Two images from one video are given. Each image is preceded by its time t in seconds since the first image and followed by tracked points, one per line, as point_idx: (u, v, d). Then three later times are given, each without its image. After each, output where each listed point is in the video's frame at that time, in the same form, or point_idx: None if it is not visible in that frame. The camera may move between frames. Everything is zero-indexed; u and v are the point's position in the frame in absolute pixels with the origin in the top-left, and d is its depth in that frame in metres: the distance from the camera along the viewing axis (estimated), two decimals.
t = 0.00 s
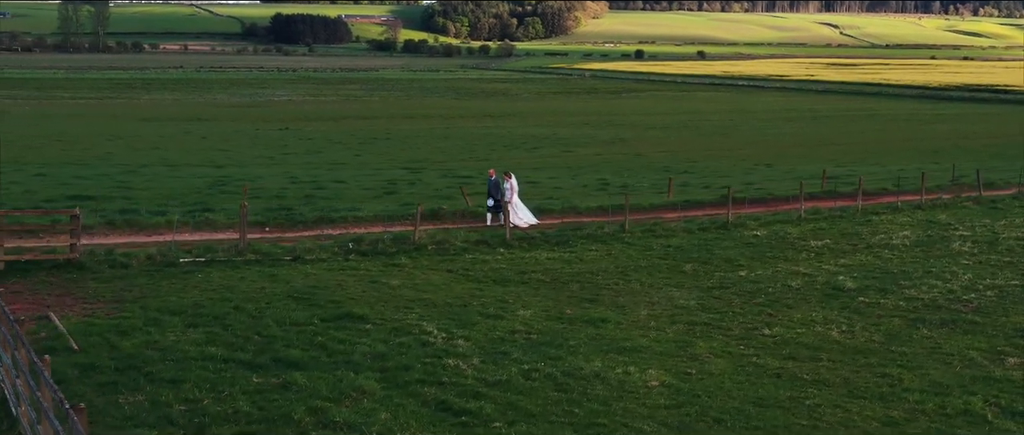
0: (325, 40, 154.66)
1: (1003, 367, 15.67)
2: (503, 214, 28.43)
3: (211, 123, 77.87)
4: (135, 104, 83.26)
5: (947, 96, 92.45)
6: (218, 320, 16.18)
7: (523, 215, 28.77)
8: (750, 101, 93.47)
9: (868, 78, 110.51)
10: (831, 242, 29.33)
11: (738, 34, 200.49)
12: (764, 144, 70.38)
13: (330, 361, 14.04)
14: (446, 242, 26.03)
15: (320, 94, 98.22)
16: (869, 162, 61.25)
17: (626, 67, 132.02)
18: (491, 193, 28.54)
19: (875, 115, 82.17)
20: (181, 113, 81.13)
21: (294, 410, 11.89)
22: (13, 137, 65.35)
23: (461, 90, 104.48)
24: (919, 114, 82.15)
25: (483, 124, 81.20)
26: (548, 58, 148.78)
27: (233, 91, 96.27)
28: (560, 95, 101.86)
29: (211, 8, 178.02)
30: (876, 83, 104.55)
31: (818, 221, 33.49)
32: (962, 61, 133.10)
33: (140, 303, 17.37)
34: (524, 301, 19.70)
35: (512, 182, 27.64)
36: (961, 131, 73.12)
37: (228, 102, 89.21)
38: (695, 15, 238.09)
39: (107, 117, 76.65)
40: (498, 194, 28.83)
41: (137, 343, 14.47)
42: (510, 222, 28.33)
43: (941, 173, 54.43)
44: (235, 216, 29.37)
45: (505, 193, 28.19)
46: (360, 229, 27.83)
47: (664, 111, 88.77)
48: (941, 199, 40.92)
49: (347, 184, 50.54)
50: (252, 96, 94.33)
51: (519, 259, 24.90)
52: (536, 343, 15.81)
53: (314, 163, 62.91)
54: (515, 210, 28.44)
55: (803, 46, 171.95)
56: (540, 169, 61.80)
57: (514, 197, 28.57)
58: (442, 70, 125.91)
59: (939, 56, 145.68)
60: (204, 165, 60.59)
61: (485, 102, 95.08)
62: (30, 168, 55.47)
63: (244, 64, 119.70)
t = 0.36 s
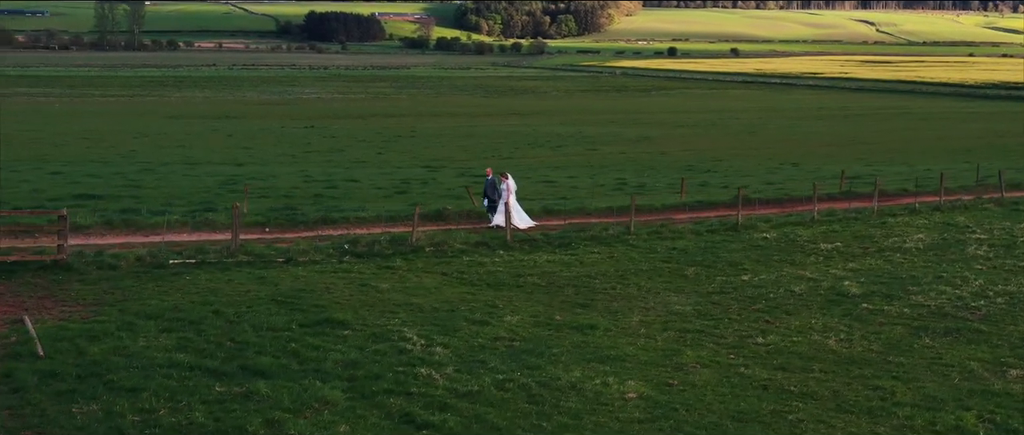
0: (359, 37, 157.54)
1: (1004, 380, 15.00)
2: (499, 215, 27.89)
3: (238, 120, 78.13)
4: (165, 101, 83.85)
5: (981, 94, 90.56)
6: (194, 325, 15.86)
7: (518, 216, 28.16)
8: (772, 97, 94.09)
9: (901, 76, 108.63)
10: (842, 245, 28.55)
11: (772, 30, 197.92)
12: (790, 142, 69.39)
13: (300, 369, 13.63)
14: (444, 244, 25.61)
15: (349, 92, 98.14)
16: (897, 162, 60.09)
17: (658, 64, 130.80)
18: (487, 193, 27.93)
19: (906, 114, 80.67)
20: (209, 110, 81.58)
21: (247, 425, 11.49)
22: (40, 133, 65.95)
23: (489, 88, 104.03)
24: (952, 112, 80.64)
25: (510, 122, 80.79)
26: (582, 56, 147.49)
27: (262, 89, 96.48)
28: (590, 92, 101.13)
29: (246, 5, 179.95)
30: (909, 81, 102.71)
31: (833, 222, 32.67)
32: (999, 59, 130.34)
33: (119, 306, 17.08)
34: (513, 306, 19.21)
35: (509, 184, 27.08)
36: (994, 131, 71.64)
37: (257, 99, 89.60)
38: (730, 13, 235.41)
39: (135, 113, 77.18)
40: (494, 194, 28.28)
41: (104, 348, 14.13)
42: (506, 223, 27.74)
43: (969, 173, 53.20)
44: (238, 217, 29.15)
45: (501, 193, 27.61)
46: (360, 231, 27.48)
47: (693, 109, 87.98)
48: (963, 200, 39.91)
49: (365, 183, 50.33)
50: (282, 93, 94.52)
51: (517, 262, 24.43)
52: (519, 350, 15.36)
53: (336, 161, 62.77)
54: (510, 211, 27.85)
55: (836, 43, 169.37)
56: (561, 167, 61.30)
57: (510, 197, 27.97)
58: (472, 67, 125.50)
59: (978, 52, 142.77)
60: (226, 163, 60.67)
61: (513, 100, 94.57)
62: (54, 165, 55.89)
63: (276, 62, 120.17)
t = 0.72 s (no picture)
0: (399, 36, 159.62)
1: (1006, 394, 14.34)
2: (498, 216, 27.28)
3: (271, 117, 78.37)
4: (202, 98, 84.46)
5: None
6: (172, 328, 15.59)
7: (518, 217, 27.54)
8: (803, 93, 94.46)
9: (944, 73, 105.99)
10: (858, 249, 27.76)
11: (814, 26, 194.64)
12: (824, 141, 68.16)
13: (269, 376, 13.29)
14: (446, 246, 25.22)
15: (384, 89, 98.12)
16: (934, 162, 58.66)
17: (697, 62, 129.09)
18: (486, 194, 27.37)
19: (945, 113, 78.85)
20: (243, 107, 82.05)
21: None
22: (72, 130, 66.59)
23: (525, 86, 103.52)
24: (993, 111, 78.77)
25: (542, 120, 80.20)
26: (620, 53, 145.81)
27: (299, 86, 96.77)
28: (625, 90, 100.29)
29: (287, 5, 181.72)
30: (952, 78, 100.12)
31: (852, 224, 31.86)
32: None
33: (101, 308, 16.87)
34: (506, 311, 18.77)
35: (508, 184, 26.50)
36: None
37: (292, 97, 89.73)
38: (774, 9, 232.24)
39: (171, 110, 77.82)
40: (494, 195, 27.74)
41: (74, 353, 13.88)
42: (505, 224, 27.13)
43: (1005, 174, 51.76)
44: (245, 216, 28.99)
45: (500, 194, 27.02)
46: (364, 231, 27.17)
47: (727, 107, 86.89)
48: (992, 202, 38.77)
49: (389, 183, 50.09)
50: (318, 91, 94.77)
51: (518, 265, 23.99)
52: (501, 358, 14.95)
53: (363, 159, 62.61)
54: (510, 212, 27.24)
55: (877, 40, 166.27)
56: (588, 166, 60.73)
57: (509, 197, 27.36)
58: (510, 65, 125.03)
59: None
60: (254, 160, 60.79)
61: (548, 98, 93.99)
62: (82, 162, 56.33)
63: (314, 60, 120.88)
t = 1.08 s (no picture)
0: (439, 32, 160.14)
1: (1004, 408, 13.73)
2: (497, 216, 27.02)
3: (304, 112, 78.51)
4: (238, 93, 84.85)
5: None
6: (150, 330, 15.35)
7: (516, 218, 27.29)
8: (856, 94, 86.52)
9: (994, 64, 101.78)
10: (873, 251, 26.99)
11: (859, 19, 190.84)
12: (858, 139, 66.96)
13: (238, 381, 12.99)
14: (448, 246, 24.88)
15: (419, 85, 97.99)
16: (971, 161, 57.26)
17: (738, 57, 124.35)
18: (486, 193, 27.14)
19: (986, 110, 77.07)
20: (277, 103, 82.36)
21: None
22: (105, 124, 67.25)
23: (560, 82, 102.92)
24: None
25: (574, 117, 79.51)
26: (661, 50, 142.41)
27: (336, 82, 97.01)
28: (661, 86, 99.31)
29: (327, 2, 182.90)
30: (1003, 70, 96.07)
31: (870, 225, 31.08)
32: None
33: (83, 308, 16.71)
34: (497, 315, 18.37)
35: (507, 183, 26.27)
36: None
37: (328, 93, 89.60)
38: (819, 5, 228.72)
39: (206, 105, 78.30)
40: (493, 194, 27.53)
41: (42, 356, 13.67)
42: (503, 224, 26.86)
43: None
44: (252, 214, 28.87)
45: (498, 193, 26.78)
46: (368, 230, 26.93)
47: (762, 104, 85.74)
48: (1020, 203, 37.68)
49: (413, 180, 49.93)
50: (354, 87, 94.90)
51: (519, 267, 23.59)
52: (481, 365, 14.57)
53: (390, 155, 62.48)
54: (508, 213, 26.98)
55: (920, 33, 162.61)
56: (615, 163, 60.12)
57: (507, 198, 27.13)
58: (548, 61, 124.38)
59: None
60: (282, 156, 60.90)
61: (583, 94, 93.36)
62: (110, 157, 56.68)
63: (353, 56, 121.24)
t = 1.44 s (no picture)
0: (483, 28, 160.28)
1: (1003, 427, 13.13)
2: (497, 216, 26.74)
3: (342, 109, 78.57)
4: (277, 90, 85.25)
5: None
6: (131, 332, 15.20)
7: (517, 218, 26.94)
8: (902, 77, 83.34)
9: None
10: (893, 255, 26.19)
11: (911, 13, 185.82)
12: (897, 138, 65.46)
13: (207, 387, 12.78)
14: (453, 248, 24.56)
15: (460, 82, 97.41)
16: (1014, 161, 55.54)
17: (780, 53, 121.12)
18: (486, 194, 26.88)
19: None
20: (316, 99, 82.44)
21: None
22: (142, 119, 67.92)
23: (602, 80, 101.92)
24: None
25: (612, 115, 78.58)
26: (704, 47, 138.35)
27: (377, 79, 96.86)
28: (703, 84, 97.94)
29: None
30: None
31: (893, 227, 30.25)
32: None
33: (71, 308, 16.66)
34: (490, 320, 18.00)
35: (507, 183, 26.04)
36: None
37: (368, 90, 89.50)
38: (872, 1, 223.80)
39: (245, 101, 78.69)
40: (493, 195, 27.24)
41: (16, 358, 13.59)
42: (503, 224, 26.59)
43: None
44: (263, 214, 28.81)
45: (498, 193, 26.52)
46: (375, 231, 26.71)
47: (802, 102, 84.29)
48: None
49: (441, 179, 49.66)
50: (394, 84, 94.66)
51: (523, 269, 23.20)
52: (461, 372, 14.22)
53: (422, 153, 62.26)
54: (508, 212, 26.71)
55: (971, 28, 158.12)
56: (646, 162, 59.48)
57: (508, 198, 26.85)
58: (591, 58, 123.33)
59: None
60: (313, 152, 61.01)
61: (623, 92, 92.35)
62: (141, 152, 57.15)
63: (397, 53, 121.22)
